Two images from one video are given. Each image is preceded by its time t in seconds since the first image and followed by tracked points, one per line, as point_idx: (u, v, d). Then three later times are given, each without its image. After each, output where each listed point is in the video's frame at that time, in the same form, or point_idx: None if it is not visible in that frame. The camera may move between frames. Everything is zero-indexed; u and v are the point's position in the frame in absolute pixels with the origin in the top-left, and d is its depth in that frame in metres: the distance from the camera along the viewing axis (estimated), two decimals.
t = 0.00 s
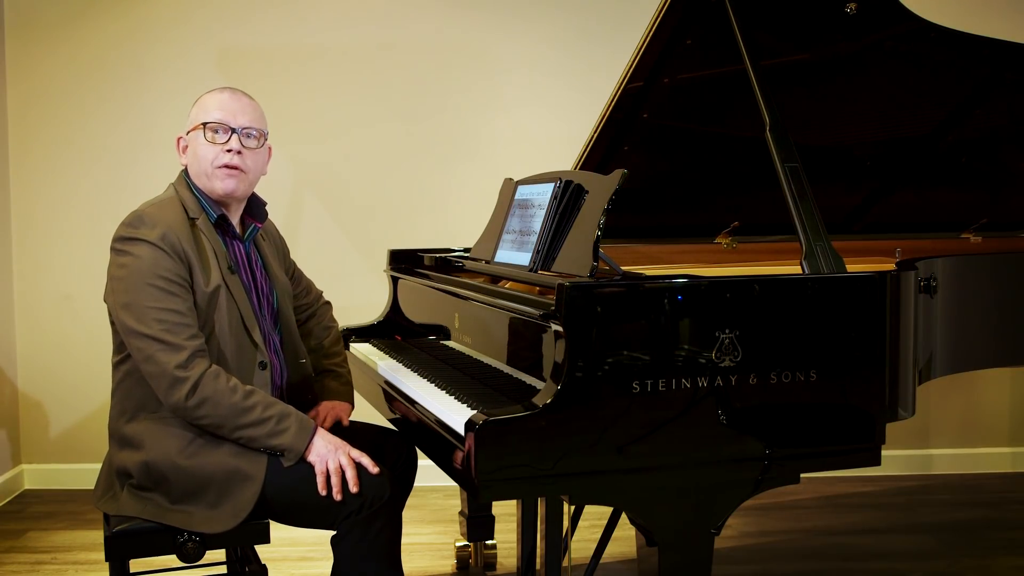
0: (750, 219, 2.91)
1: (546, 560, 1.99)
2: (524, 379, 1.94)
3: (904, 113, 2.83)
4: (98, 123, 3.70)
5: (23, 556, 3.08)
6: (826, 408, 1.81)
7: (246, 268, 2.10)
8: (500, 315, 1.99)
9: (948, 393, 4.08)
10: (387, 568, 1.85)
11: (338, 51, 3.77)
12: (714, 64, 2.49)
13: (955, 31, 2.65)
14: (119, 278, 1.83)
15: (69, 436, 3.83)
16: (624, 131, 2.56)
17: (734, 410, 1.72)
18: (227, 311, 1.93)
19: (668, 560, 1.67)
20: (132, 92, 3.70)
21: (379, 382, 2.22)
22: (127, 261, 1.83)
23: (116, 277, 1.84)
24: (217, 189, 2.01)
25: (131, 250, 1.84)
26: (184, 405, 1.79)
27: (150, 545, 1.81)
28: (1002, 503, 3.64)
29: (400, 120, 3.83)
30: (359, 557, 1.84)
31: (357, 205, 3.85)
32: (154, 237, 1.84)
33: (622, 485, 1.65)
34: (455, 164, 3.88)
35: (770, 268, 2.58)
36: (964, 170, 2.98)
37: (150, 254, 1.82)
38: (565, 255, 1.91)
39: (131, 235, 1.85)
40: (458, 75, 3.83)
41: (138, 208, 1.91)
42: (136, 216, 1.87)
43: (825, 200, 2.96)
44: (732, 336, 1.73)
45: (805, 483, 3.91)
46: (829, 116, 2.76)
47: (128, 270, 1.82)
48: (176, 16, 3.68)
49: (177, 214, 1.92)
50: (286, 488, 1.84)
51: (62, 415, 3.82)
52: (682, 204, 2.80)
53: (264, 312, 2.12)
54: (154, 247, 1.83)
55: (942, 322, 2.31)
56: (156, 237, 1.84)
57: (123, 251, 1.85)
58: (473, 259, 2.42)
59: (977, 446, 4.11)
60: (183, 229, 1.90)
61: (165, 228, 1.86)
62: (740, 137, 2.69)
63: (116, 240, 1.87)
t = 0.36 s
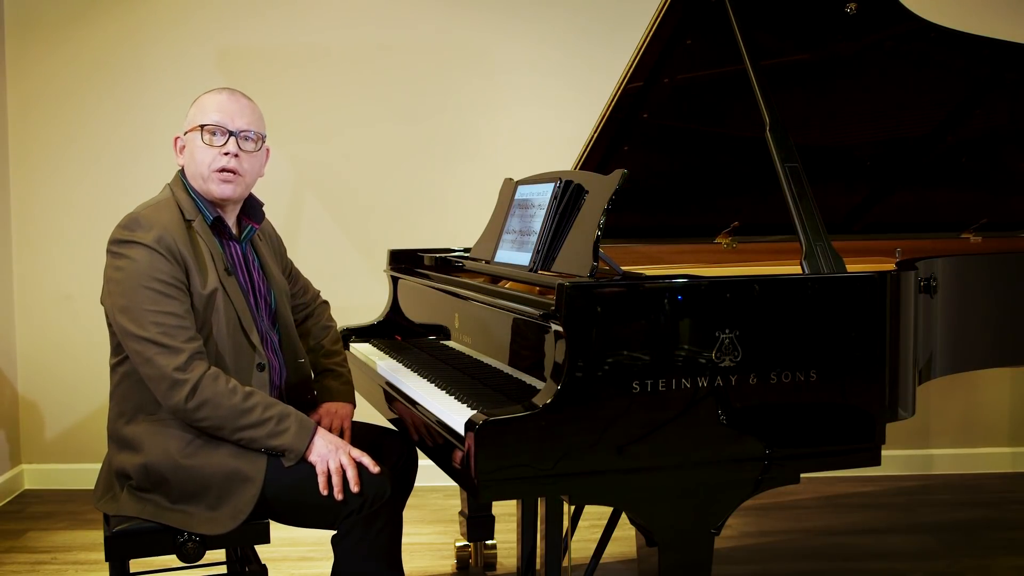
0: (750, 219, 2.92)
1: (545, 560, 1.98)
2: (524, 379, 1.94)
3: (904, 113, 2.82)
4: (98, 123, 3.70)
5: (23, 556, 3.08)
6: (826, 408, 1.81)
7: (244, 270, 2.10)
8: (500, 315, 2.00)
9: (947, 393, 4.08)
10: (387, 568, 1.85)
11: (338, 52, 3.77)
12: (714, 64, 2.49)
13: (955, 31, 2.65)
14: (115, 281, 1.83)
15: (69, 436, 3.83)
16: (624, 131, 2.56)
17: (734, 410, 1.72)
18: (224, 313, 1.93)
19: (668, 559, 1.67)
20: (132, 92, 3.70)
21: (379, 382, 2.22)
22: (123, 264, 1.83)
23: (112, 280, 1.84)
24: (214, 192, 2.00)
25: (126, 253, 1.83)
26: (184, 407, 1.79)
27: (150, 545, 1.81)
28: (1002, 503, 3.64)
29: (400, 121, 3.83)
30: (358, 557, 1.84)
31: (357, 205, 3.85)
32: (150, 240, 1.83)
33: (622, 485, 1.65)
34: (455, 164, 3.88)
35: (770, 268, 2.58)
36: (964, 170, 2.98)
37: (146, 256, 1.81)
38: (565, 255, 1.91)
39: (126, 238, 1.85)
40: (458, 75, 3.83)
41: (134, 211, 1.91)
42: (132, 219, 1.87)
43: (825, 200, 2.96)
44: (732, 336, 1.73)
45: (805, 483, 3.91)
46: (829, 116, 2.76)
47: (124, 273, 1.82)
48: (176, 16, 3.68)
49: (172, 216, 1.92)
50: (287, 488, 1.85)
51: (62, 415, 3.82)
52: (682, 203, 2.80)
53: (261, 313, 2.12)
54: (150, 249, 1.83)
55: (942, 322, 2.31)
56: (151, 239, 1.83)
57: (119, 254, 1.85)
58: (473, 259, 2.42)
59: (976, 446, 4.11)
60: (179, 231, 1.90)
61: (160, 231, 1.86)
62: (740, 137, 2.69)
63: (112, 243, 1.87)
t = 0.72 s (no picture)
0: (750, 219, 2.91)
1: (545, 560, 1.98)
2: (524, 379, 1.94)
3: (905, 114, 2.82)
4: (98, 123, 3.70)
5: (23, 556, 3.08)
6: (826, 408, 1.81)
7: (241, 270, 2.11)
8: (500, 315, 1.99)
9: (948, 393, 4.08)
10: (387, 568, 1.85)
11: (338, 51, 3.77)
12: (714, 64, 2.49)
13: (956, 31, 2.65)
14: (113, 281, 1.83)
15: (69, 436, 3.83)
16: (624, 131, 2.56)
17: (734, 410, 1.72)
18: (221, 313, 1.93)
19: (668, 559, 1.67)
20: (132, 92, 3.70)
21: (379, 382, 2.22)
22: (120, 264, 1.83)
23: (109, 280, 1.84)
24: (213, 194, 2.01)
25: (123, 253, 1.83)
26: (182, 405, 1.79)
27: (151, 545, 1.81)
28: (1001, 503, 3.64)
29: (400, 121, 3.83)
30: (358, 558, 1.85)
31: (357, 205, 3.85)
32: (147, 240, 1.83)
33: (622, 485, 1.65)
34: (454, 164, 3.88)
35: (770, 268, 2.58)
36: (964, 171, 2.98)
37: (143, 255, 1.81)
38: (565, 255, 1.91)
39: (123, 238, 1.84)
40: (458, 75, 3.83)
41: (131, 210, 1.90)
42: (129, 218, 1.87)
43: (825, 200, 2.96)
44: (732, 336, 1.73)
45: (805, 483, 3.91)
46: (829, 116, 2.76)
47: (121, 273, 1.82)
48: (176, 16, 3.68)
49: (168, 215, 1.92)
50: (287, 485, 1.85)
51: (62, 415, 3.82)
52: (682, 204, 2.80)
53: (258, 313, 2.12)
54: (146, 249, 1.82)
55: (942, 322, 2.31)
56: (148, 238, 1.83)
57: (116, 254, 1.85)
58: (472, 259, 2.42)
59: (976, 446, 4.11)
60: (175, 231, 1.89)
61: (157, 229, 1.86)
62: (740, 137, 2.69)
63: (109, 243, 1.86)
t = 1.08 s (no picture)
0: (750, 219, 2.91)
1: (545, 560, 1.98)
2: (524, 379, 1.94)
3: (905, 114, 2.82)
4: (98, 123, 3.70)
5: (23, 556, 3.07)
6: (826, 408, 1.81)
7: (244, 271, 2.10)
8: (500, 315, 1.99)
9: (948, 393, 4.08)
10: (386, 568, 1.85)
11: (338, 51, 3.77)
12: (713, 64, 2.49)
13: (955, 31, 2.65)
14: (117, 284, 1.83)
15: (69, 436, 3.83)
16: (624, 131, 2.56)
17: (734, 410, 1.72)
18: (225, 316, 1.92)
19: (668, 559, 1.67)
20: (132, 92, 3.70)
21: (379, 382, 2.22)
22: (124, 268, 1.83)
23: (114, 283, 1.84)
24: (215, 199, 2.01)
25: (127, 256, 1.83)
26: (186, 407, 1.79)
27: (151, 545, 1.81)
28: (1001, 503, 3.64)
29: (400, 121, 3.83)
30: (359, 557, 1.85)
31: (357, 206, 3.85)
32: (151, 243, 1.83)
33: (622, 485, 1.65)
34: (454, 165, 3.88)
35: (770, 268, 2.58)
36: (964, 170, 2.98)
37: (147, 259, 1.81)
38: (565, 255, 1.91)
39: (128, 241, 1.84)
40: (458, 75, 3.83)
41: (136, 214, 1.90)
42: (134, 222, 1.87)
43: (825, 200, 2.96)
44: (732, 336, 1.73)
45: (805, 483, 3.91)
46: (829, 116, 2.76)
47: (126, 277, 1.82)
48: (176, 16, 3.68)
49: (173, 219, 1.91)
50: (290, 482, 1.86)
51: (62, 415, 3.82)
52: (682, 204, 2.79)
53: (260, 315, 2.12)
54: (150, 253, 1.82)
55: (942, 322, 2.31)
56: (152, 242, 1.83)
57: (120, 257, 1.85)
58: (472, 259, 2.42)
59: (977, 446, 4.11)
60: (180, 234, 1.89)
61: (161, 233, 1.85)
62: (740, 137, 2.69)
63: (113, 245, 1.86)
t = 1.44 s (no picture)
0: (750, 219, 2.91)
1: (545, 560, 1.98)
2: (524, 379, 1.94)
3: (905, 113, 2.82)
4: (98, 123, 3.70)
5: (23, 556, 3.08)
6: (826, 409, 1.81)
7: (242, 272, 2.11)
8: (500, 315, 2.00)
9: (948, 393, 4.09)
10: (386, 569, 1.85)
11: (339, 51, 3.77)
12: (714, 64, 2.49)
13: (955, 31, 2.66)
14: (112, 284, 1.83)
15: (69, 436, 3.83)
16: (624, 131, 2.56)
17: (734, 410, 1.72)
18: (222, 317, 1.93)
19: (668, 559, 1.67)
20: (133, 92, 3.70)
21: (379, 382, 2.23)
22: (121, 268, 1.83)
23: (109, 283, 1.84)
24: (252, 200, 2.03)
25: (122, 256, 1.83)
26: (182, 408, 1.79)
27: (151, 545, 1.82)
28: (1002, 503, 3.64)
29: (400, 121, 3.83)
30: (358, 558, 1.85)
31: (357, 205, 3.85)
32: (146, 243, 1.83)
33: (622, 485, 1.65)
34: (454, 165, 3.88)
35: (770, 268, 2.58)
36: (964, 170, 2.98)
37: (142, 259, 1.81)
38: (565, 255, 1.91)
39: (122, 241, 1.84)
40: (458, 75, 3.83)
41: (132, 214, 1.90)
42: (130, 222, 1.86)
43: (825, 200, 2.96)
44: (732, 336, 1.73)
45: (806, 483, 3.91)
46: (829, 116, 2.76)
47: (122, 276, 1.82)
48: (177, 16, 3.68)
49: (170, 219, 1.91)
50: (287, 484, 1.86)
51: (62, 415, 3.82)
52: (682, 204, 2.80)
53: (258, 315, 2.12)
54: (147, 253, 1.82)
55: (942, 322, 2.30)
56: (147, 242, 1.83)
57: (115, 257, 1.85)
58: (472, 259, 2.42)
59: (977, 446, 4.11)
60: (177, 235, 1.89)
61: (157, 233, 1.85)
62: (740, 137, 2.70)
63: (109, 246, 1.86)
